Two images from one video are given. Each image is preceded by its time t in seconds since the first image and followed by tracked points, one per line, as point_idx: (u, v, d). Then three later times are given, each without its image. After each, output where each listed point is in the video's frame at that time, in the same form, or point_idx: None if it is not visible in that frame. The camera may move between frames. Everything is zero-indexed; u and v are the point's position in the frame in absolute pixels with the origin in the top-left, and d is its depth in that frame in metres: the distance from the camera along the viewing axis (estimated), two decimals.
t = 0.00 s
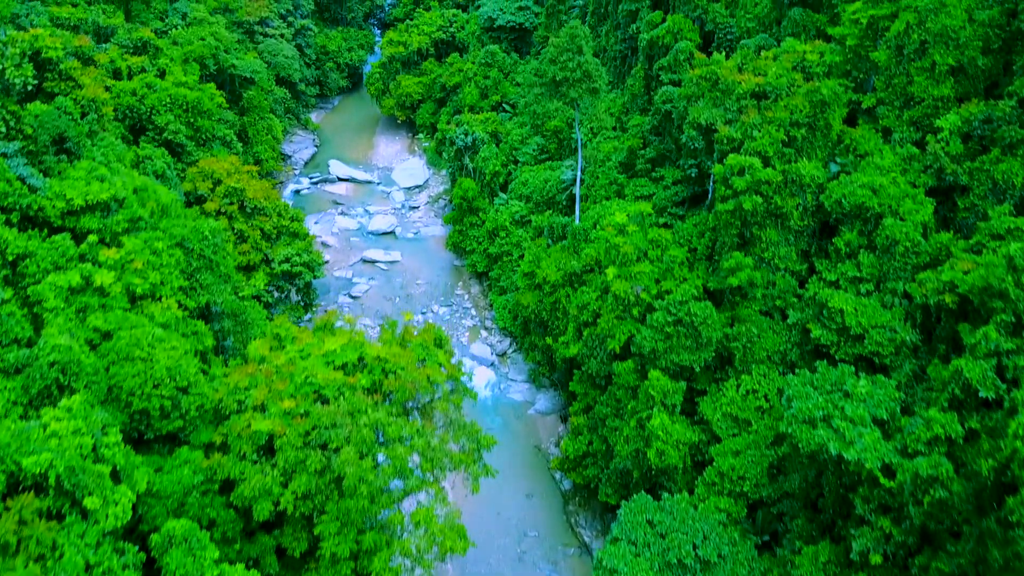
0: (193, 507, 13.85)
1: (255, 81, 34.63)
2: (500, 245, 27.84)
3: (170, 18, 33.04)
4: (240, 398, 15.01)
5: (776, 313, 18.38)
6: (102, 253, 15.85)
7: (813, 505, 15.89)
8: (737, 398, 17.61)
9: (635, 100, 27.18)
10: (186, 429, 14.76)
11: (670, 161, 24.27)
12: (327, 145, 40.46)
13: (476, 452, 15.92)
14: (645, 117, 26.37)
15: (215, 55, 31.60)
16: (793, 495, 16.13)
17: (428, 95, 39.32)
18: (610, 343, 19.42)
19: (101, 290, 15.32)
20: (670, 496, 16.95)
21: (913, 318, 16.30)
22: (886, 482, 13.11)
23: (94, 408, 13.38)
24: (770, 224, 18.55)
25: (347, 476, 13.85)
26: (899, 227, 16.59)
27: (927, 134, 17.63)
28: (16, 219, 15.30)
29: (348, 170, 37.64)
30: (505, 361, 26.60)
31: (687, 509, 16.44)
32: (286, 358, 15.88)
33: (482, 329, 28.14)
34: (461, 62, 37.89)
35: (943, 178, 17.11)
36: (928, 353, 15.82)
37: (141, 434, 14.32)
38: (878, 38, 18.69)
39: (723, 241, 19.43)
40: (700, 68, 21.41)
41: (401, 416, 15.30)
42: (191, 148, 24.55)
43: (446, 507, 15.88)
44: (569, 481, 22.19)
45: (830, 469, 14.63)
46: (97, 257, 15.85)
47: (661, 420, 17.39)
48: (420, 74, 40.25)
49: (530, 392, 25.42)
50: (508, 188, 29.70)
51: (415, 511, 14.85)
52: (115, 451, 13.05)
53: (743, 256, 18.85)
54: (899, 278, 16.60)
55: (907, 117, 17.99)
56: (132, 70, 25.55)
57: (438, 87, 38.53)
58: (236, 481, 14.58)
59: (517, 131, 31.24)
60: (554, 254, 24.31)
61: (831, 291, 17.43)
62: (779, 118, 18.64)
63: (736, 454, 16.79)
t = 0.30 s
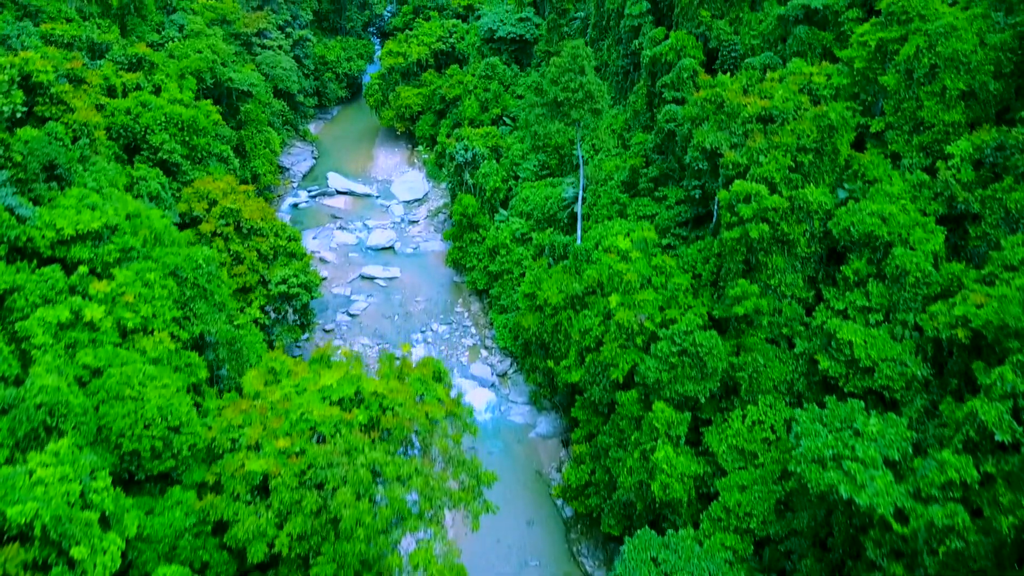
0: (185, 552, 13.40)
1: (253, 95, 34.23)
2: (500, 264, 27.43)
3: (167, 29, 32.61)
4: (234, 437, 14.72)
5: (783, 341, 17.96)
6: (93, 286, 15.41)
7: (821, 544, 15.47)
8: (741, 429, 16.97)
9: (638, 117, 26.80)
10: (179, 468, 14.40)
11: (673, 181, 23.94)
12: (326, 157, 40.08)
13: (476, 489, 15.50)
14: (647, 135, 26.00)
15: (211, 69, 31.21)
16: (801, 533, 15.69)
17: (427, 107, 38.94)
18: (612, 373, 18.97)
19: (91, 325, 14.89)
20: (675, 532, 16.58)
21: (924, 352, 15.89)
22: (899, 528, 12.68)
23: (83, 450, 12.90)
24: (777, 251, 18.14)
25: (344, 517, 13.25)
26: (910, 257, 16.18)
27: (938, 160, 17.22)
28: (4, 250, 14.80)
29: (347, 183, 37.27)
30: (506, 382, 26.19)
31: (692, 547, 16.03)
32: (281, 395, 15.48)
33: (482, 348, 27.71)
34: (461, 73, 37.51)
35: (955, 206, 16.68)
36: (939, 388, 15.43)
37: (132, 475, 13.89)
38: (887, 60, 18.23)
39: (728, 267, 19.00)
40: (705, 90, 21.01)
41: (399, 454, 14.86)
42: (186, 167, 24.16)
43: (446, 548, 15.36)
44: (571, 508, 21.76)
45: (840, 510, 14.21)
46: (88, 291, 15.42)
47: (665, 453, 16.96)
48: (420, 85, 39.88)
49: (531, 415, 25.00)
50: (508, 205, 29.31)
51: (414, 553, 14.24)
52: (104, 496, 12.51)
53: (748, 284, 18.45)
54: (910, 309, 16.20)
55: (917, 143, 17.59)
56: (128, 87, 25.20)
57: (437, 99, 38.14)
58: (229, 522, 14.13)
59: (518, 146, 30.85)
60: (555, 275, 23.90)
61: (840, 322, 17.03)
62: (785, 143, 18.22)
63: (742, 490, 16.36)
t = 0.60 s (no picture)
0: None
1: (250, 108, 33.81)
2: (501, 282, 26.98)
3: (163, 42, 32.18)
4: (227, 477, 14.29)
5: (789, 370, 17.49)
6: (82, 320, 14.97)
7: None
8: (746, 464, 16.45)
9: (640, 134, 26.39)
10: (170, 509, 13.75)
11: (677, 201, 23.54)
12: (325, 168, 39.65)
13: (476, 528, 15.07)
14: (650, 152, 25.60)
15: (208, 82, 30.82)
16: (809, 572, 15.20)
17: (427, 118, 38.53)
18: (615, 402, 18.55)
19: (80, 361, 14.46)
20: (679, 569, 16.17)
21: (935, 386, 15.45)
22: None
23: (70, 496, 12.37)
24: (784, 278, 17.70)
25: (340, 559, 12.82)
26: (921, 288, 15.74)
27: (949, 187, 16.78)
28: None
29: (346, 196, 36.87)
30: (506, 403, 25.73)
31: None
32: (276, 433, 15.04)
33: (482, 367, 27.25)
34: (461, 85, 37.11)
35: (966, 235, 16.21)
36: (951, 425, 15.05)
37: (121, 518, 13.34)
38: (896, 84, 17.81)
39: (734, 294, 18.54)
40: (710, 112, 20.60)
41: (397, 494, 14.44)
42: (181, 186, 23.76)
43: None
44: (572, 537, 21.33)
45: (851, 552, 13.81)
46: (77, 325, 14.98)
47: (670, 486, 16.52)
48: (419, 96, 39.49)
49: (532, 438, 24.54)
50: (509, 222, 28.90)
51: None
52: (92, 544, 11.88)
53: (754, 311, 18.00)
54: (921, 341, 15.75)
55: (927, 168, 17.17)
56: (122, 104, 24.83)
57: (436, 110, 37.74)
58: (222, 566, 13.36)
59: (519, 161, 30.47)
60: (557, 297, 23.47)
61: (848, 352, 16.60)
62: (792, 168, 17.80)
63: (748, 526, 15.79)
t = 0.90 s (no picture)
0: None
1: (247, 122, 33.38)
2: (501, 301, 26.53)
3: (159, 55, 31.84)
4: (220, 520, 13.85)
5: (797, 402, 17.01)
6: (71, 357, 14.53)
7: None
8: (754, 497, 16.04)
9: (643, 152, 25.98)
10: (161, 554, 13.23)
11: (680, 222, 23.14)
12: (323, 181, 39.22)
13: (476, 569, 14.50)
14: (653, 171, 25.18)
15: (204, 96, 30.44)
16: None
17: (427, 130, 38.12)
18: (619, 434, 18.10)
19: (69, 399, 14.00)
20: None
21: (948, 423, 14.98)
22: None
23: (57, 545, 11.79)
24: (792, 307, 17.24)
25: None
26: (934, 321, 15.28)
27: (961, 215, 16.33)
28: None
29: (344, 210, 36.46)
30: (506, 426, 25.27)
31: None
32: (270, 474, 14.57)
33: (482, 388, 26.79)
34: (461, 98, 36.69)
35: (979, 266, 15.71)
36: (966, 463, 14.57)
37: (110, 564, 12.81)
38: (906, 109, 17.37)
39: (740, 322, 18.11)
40: (715, 135, 20.23)
41: (394, 536, 13.92)
42: (176, 206, 23.38)
43: None
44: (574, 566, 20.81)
45: None
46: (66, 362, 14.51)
47: (675, 522, 16.10)
48: (418, 107, 39.08)
49: (533, 462, 24.04)
50: (509, 239, 28.48)
51: None
52: None
53: (761, 341, 17.57)
54: (933, 376, 15.28)
55: (938, 196, 16.73)
56: (117, 122, 24.47)
57: (435, 122, 37.31)
58: None
59: (519, 177, 30.10)
60: (558, 319, 23.02)
61: (858, 385, 16.17)
62: (800, 196, 17.39)
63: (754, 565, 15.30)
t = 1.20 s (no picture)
0: None
1: (244, 136, 32.95)
2: (501, 321, 26.06)
3: (154, 68, 31.45)
4: (212, 566, 12.92)
5: (805, 434, 16.59)
6: (59, 397, 14.04)
7: None
8: (761, 535, 15.48)
9: (645, 170, 25.58)
10: None
11: (684, 243, 22.72)
12: (322, 194, 38.78)
13: None
14: (657, 190, 24.78)
15: (200, 110, 30.01)
16: None
17: (426, 142, 37.69)
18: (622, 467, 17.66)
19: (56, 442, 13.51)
20: None
21: (961, 461, 14.54)
22: None
23: None
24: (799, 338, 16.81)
25: None
26: (947, 356, 14.76)
27: (973, 246, 15.84)
28: None
29: (343, 223, 36.02)
30: (507, 449, 24.84)
31: None
32: (264, 517, 14.06)
33: (482, 410, 26.36)
34: (461, 110, 36.26)
35: (993, 298, 15.19)
36: (979, 503, 14.21)
37: None
38: (917, 135, 16.90)
39: (746, 353, 17.68)
40: (719, 160, 19.87)
41: None
42: (171, 227, 22.99)
43: None
44: None
45: None
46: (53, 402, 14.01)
47: (680, 561, 15.65)
48: (418, 119, 38.67)
49: (533, 487, 23.58)
50: (510, 257, 28.05)
51: None
52: None
53: (767, 372, 17.13)
54: (945, 414, 14.78)
55: (949, 225, 16.27)
56: (110, 140, 24.08)
57: (435, 134, 36.88)
58: None
59: (520, 193, 29.74)
60: (559, 343, 22.60)
61: (868, 420, 15.69)
62: (808, 226, 17.02)
63: None
